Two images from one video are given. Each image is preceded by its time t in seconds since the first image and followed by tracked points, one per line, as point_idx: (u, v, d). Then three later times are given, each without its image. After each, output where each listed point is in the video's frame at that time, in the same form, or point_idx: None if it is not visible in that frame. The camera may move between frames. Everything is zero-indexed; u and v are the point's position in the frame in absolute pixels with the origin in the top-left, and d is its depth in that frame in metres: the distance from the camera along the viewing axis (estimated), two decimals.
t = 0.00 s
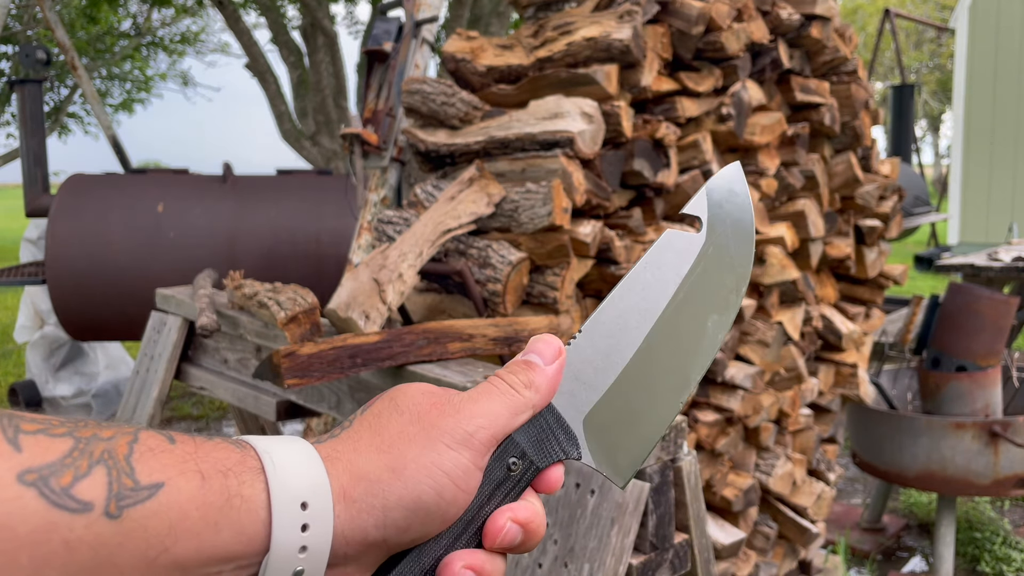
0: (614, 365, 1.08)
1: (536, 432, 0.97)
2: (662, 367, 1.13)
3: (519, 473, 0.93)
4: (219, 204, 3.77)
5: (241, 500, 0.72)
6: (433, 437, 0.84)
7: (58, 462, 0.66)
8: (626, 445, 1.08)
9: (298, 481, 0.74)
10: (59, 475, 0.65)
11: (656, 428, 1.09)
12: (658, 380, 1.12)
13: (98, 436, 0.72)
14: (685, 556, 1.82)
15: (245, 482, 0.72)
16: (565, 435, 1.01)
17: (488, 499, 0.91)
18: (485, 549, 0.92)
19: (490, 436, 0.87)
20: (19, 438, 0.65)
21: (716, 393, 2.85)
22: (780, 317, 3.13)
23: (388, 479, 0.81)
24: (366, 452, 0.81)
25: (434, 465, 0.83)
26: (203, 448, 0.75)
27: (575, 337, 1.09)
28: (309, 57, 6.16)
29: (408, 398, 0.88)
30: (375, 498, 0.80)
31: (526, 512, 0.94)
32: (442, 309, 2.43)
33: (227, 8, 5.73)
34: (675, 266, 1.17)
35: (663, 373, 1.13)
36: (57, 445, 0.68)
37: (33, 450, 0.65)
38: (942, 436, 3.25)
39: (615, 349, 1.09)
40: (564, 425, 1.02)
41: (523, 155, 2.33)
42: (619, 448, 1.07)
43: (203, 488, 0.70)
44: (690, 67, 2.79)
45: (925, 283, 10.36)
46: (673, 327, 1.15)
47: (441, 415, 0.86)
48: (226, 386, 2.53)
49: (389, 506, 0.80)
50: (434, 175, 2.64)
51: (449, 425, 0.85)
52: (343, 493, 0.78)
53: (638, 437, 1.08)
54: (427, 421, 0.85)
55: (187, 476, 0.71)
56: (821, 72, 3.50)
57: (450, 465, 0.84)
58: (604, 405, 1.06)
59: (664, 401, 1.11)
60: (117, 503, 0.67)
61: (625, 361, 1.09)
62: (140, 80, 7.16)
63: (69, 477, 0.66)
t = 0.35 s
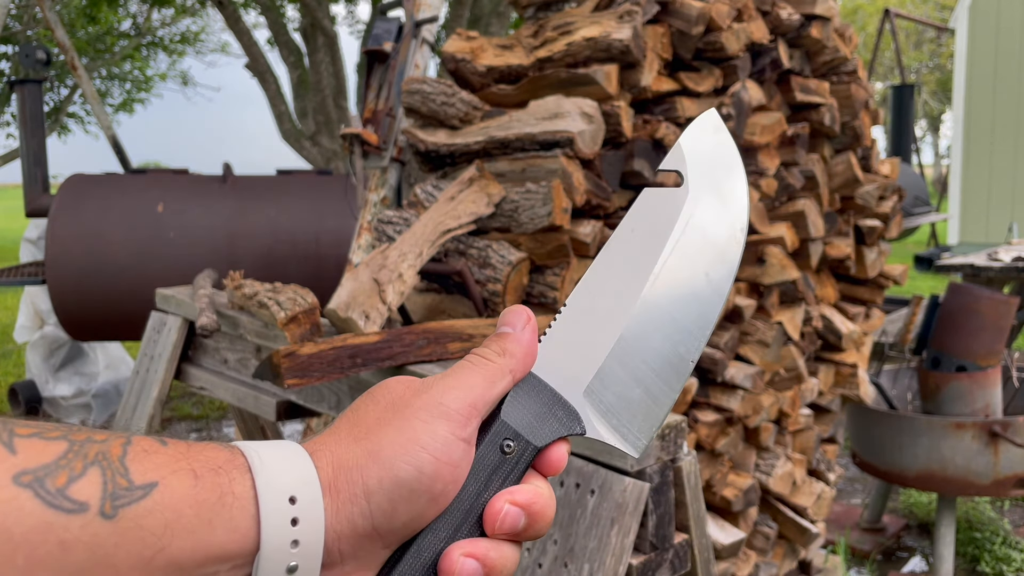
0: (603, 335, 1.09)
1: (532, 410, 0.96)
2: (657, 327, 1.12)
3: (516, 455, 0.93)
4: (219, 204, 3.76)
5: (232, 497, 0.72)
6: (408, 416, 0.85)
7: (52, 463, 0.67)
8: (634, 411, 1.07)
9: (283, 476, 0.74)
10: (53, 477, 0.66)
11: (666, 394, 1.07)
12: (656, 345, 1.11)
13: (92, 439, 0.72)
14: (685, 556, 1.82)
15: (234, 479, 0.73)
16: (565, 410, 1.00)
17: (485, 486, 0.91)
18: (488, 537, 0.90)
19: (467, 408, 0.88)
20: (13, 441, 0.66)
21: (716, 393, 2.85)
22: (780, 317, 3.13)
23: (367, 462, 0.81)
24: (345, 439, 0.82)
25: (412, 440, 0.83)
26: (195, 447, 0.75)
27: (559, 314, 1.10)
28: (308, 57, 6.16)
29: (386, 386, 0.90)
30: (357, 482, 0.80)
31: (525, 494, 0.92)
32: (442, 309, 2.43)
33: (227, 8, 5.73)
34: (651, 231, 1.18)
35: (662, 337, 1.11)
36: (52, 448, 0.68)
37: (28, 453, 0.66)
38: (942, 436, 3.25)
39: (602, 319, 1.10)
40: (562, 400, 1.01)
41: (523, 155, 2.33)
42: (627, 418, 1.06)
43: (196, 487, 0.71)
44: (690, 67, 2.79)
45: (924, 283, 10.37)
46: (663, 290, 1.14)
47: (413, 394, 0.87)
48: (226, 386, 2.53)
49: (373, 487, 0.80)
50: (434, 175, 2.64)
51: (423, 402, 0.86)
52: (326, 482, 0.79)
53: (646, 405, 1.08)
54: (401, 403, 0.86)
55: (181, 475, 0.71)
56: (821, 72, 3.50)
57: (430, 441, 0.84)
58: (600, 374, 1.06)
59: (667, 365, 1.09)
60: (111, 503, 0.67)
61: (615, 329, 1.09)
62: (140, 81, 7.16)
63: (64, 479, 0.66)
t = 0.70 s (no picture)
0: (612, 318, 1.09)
1: (548, 393, 1.00)
2: (669, 302, 1.12)
3: (535, 436, 0.96)
4: (219, 203, 3.76)
5: (251, 484, 0.80)
6: (410, 394, 0.94)
7: (73, 456, 0.74)
8: (653, 386, 1.07)
9: (300, 463, 0.83)
10: (73, 469, 0.73)
11: (682, 368, 1.07)
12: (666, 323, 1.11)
13: (111, 433, 0.81)
14: (685, 556, 1.82)
15: (252, 467, 0.81)
16: (583, 387, 1.03)
17: (506, 469, 0.95)
18: (513, 521, 0.93)
19: (468, 382, 0.97)
20: (34, 436, 0.73)
21: (716, 393, 2.86)
22: (780, 317, 3.13)
23: (375, 439, 0.89)
24: (354, 424, 0.91)
25: (416, 414, 0.92)
26: (211, 443, 0.84)
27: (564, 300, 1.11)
28: (308, 57, 6.16)
29: (389, 374, 0.99)
30: (367, 459, 0.88)
31: (546, 476, 0.95)
32: (442, 309, 2.43)
33: (227, 8, 5.73)
34: (654, 209, 1.17)
35: (673, 316, 1.12)
36: (72, 443, 0.76)
37: (49, 447, 0.73)
38: (943, 436, 3.25)
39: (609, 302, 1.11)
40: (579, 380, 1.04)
41: (523, 155, 2.32)
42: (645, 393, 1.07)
43: (216, 475, 0.80)
44: (690, 67, 2.80)
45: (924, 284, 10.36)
46: (672, 268, 1.13)
47: (416, 373, 0.96)
48: (226, 386, 2.53)
49: (384, 461, 0.89)
50: (434, 175, 2.64)
51: (425, 380, 0.95)
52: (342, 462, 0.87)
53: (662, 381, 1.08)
54: (405, 384, 0.95)
55: (198, 467, 0.80)
56: (821, 72, 3.50)
57: (434, 416, 0.93)
58: (612, 355, 1.06)
59: (680, 342, 1.10)
60: (132, 493, 0.75)
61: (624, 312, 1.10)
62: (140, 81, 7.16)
63: (83, 470, 0.74)
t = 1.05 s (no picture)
0: (642, 287, 1.11)
1: (580, 349, 1.04)
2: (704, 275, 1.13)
3: (564, 390, 1.01)
4: (219, 203, 3.76)
5: (287, 419, 0.88)
6: (438, 334, 0.99)
7: (121, 391, 0.82)
8: (681, 355, 1.09)
9: (334, 400, 0.89)
10: (121, 403, 0.80)
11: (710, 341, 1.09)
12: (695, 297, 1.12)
13: (155, 373, 0.89)
14: (685, 556, 1.82)
15: (288, 404, 0.89)
16: (613, 348, 1.06)
17: (536, 418, 0.99)
18: (540, 466, 0.97)
19: (494, 327, 1.02)
20: (83, 372, 0.81)
21: (716, 393, 2.86)
22: (780, 317, 3.13)
23: (403, 376, 0.95)
24: (385, 366, 0.97)
25: (445, 352, 0.97)
26: (249, 382, 0.92)
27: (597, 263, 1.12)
28: (308, 57, 6.16)
29: (419, 323, 1.05)
30: (396, 394, 0.94)
31: (574, 425, 0.99)
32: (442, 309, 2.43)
33: (227, 8, 5.73)
34: (691, 182, 1.19)
35: (705, 287, 1.12)
36: (118, 379, 0.84)
37: (96, 381, 0.81)
38: (942, 436, 3.25)
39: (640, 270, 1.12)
40: (609, 340, 1.06)
41: (523, 155, 2.33)
42: (672, 361, 1.09)
43: (253, 410, 0.88)
44: (690, 67, 2.80)
45: (925, 283, 10.35)
46: (704, 245, 1.14)
47: (446, 317, 1.02)
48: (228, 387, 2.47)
49: (412, 397, 0.94)
50: (434, 175, 2.63)
51: (454, 322, 1.01)
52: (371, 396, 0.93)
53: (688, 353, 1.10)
54: (435, 326, 1.01)
55: (238, 404, 0.88)
56: (821, 72, 3.50)
57: (461, 356, 0.98)
58: (642, 318, 1.08)
59: (710, 316, 1.11)
60: (178, 425, 0.82)
61: (655, 281, 1.11)
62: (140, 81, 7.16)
63: (131, 405, 0.82)
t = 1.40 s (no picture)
0: (683, 277, 1.21)
1: (606, 333, 1.16)
2: (731, 284, 1.24)
3: (584, 370, 1.13)
4: (219, 203, 3.76)
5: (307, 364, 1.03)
6: (467, 303, 1.14)
7: (149, 331, 0.97)
8: (698, 358, 1.22)
9: (354, 349, 1.04)
10: (148, 344, 0.95)
11: (726, 348, 1.23)
12: (727, 293, 1.24)
13: (181, 314, 1.03)
14: (685, 557, 1.81)
15: (308, 351, 1.05)
16: (634, 340, 1.17)
17: (553, 394, 1.11)
18: (552, 439, 1.09)
19: (523, 302, 1.16)
20: (115, 315, 0.95)
21: (716, 393, 2.87)
22: (780, 317, 3.12)
23: (429, 337, 1.11)
24: (419, 325, 1.13)
25: (469, 321, 1.12)
26: (270, 327, 1.08)
27: (644, 249, 1.21)
28: (308, 57, 6.15)
29: (454, 287, 1.20)
30: (418, 352, 1.11)
31: (594, 403, 1.11)
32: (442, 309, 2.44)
33: (227, 8, 5.73)
34: (735, 191, 1.27)
35: (730, 296, 1.24)
36: (146, 321, 0.98)
37: (124, 322, 0.95)
38: (942, 436, 3.25)
39: (686, 264, 1.21)
40: (632, 330, 1.18)
41: (523, 155, 2.32)
42: (691, 362, 1.21)
43: (272, 353, 1.03)
44: (690, 67, 2.80)
45: (925, 284, 10.34)
46: (736, 254, 1.24)
47: (479, 288, 1.16)
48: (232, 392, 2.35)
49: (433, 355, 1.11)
50: (434, 175, 2.64)
51: (484, 293, 1.15)
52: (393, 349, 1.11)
53: (709, 352, 1.23)
54: (466, 295, 1.16)
55: (258, 347, 1.04)
56: (821, 72, 3.50)
57: (485, 325, 1.12)
58: (670, 319, 1.20)
59: (729, 324, 1.24)
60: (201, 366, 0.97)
61: (695, 273, 1.21)
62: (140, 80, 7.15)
63: (157, 345, 0.96)
